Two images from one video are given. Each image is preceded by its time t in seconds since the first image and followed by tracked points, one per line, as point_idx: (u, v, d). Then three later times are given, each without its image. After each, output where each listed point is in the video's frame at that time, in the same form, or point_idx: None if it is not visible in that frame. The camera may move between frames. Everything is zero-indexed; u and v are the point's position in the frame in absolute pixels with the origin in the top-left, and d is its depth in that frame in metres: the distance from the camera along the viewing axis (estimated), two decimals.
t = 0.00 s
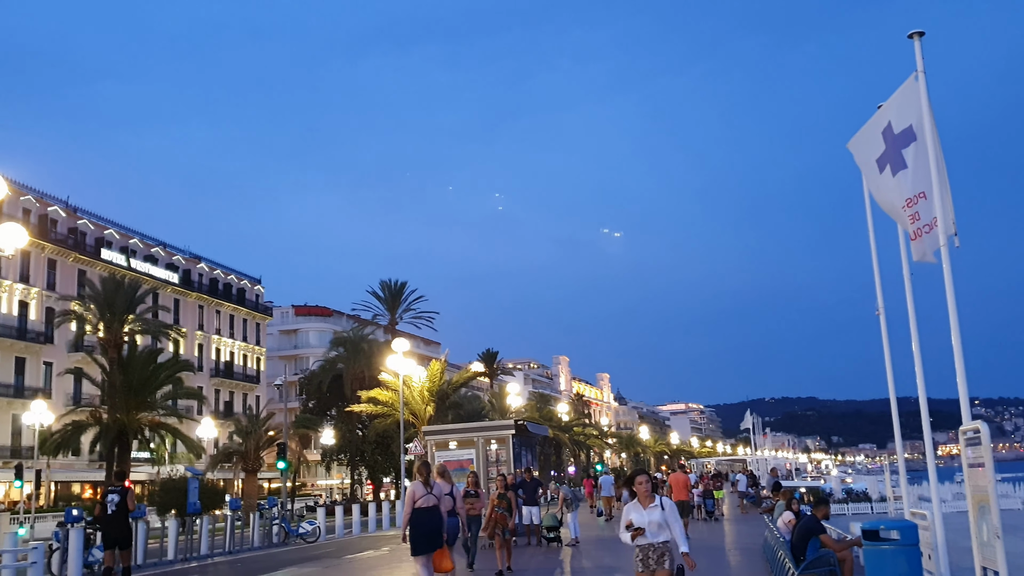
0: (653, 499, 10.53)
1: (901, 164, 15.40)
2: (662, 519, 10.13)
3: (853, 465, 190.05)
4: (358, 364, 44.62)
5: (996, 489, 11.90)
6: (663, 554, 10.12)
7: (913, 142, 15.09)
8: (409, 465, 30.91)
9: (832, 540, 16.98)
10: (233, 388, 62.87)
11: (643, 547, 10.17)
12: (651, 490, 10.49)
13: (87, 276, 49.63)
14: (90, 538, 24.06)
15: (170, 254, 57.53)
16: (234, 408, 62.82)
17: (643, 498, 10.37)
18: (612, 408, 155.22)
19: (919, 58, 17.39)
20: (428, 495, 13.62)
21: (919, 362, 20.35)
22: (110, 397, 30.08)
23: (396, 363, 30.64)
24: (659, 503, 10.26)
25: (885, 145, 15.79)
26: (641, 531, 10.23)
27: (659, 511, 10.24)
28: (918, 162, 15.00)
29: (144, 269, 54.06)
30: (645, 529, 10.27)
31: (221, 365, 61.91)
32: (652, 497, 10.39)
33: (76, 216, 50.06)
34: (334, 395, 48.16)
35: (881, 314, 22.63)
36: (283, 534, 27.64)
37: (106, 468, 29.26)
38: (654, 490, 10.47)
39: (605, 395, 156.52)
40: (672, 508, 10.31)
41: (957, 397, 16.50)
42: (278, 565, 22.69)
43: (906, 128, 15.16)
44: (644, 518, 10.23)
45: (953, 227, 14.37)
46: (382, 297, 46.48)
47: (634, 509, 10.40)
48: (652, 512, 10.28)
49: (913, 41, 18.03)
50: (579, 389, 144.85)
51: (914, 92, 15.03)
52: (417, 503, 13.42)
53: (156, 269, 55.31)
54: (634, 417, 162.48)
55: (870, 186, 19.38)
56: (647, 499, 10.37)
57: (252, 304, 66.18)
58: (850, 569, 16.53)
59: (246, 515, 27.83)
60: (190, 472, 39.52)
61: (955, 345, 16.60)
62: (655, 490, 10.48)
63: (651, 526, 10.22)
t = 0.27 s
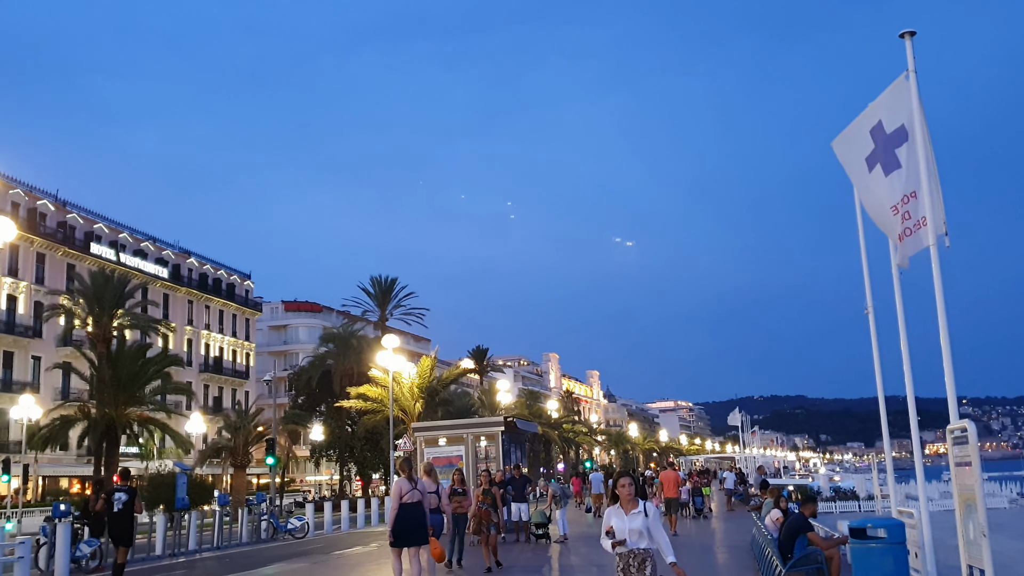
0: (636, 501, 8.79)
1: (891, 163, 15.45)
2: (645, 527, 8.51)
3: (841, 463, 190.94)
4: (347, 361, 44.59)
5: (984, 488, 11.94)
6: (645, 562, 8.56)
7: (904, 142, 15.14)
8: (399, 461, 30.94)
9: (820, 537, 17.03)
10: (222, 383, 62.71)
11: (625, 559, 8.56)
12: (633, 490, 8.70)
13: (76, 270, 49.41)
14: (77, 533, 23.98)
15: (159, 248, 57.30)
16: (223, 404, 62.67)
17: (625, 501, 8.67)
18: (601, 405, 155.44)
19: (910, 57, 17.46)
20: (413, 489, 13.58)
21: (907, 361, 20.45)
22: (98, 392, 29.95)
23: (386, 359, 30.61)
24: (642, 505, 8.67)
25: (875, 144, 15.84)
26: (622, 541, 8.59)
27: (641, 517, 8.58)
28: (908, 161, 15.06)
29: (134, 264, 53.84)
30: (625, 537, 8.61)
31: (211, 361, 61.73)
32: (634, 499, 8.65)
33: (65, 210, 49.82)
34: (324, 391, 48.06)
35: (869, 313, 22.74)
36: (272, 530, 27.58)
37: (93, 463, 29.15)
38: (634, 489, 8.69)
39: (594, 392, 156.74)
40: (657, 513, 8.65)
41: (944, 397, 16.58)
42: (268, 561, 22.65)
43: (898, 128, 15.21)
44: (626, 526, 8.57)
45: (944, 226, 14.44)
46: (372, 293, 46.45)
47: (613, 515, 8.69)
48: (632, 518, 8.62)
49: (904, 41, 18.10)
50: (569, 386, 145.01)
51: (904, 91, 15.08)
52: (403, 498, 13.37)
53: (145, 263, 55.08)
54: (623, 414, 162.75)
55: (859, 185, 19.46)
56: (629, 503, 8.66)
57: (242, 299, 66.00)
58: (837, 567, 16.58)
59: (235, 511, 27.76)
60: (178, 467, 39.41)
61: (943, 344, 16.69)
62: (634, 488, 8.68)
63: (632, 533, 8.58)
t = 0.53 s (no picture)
0: (620, 499, 8.63)
1: (884, 160, 15.50)
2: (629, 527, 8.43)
3: (832, 460, 191.55)
4: (339, 356, 44.59)
5: (974, 485, 12.04)
6: (631, 563, 8.47)
7: (896, 138, 15.19)
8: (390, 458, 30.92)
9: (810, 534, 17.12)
10: (214, 378, 62.63)
11: (607, 557, 8.53)
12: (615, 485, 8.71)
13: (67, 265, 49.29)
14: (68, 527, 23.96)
15: (151, 244, 57.18)
16: (214, 399, 62.61)
17: (607, 498, 8.66)
18: (593, 401, 155.80)
19: (902, 54, 17.53)
20: (397, 488, 14.41)
21: (898, 358, 20.55)
22: (90, 387, 29.90)
23: (378, 355, 30.59)
24: (626, 504, 8.55)
25: (867, 141, 15.89)
26: (603, 538, 8.57)
27: (623, 515, 8.52)
28: (900, 158, 15.12)
29: (125, 258, 53.74)
30: (607, 535, 8.58)
31: (202, 356, 61.63)
32: (617, 496, 8.62)
33: (56, 205, 49.70)
34: (315, 386, 48.01)
35: (861, 310, 22.83)
36: (263, 525, 27.60)
37: (84, 458, 29.11)
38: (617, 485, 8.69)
39: (586, 389, 157.12)
40: (639, 510, 8.59)
41: (936, 394, 16.68)
42: (260, 556, 22.70)
43: (891, 125, 15.27)
44: (606, 524, 8.57)
45: (935, 222, 14.51)
46: (364, 289, 46.45)
47: (597, 512, 8.71)
48: (615, 515, 8.60)
49: (897, 38, 18.17)
50: (560, 382, 145.16)
51: (896, 88, 15.12)
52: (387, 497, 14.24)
53: (137, 258, 54.98)
54: (615, 410, 163.13)
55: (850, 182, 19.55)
56: (611, 499, 8.64)
57: (233, 295, 65.92)
58: (828, 563, 16.69)
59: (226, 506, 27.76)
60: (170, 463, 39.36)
61: (934, 341, 16.79)
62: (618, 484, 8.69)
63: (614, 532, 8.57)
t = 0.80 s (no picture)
0: (603, 491, 8.63)
1: (882, 155, 15.58)
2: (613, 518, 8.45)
3: (826, 453, 192.15)
4: (335, 350, 44.67)
5: (967, 477, 12.14)
6: (614, 557, 8.46)
7: (892, 132, 15.26)
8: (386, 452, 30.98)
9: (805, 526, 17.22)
10: (209, 373, 62.63)
11: (588, 552, 8.47)
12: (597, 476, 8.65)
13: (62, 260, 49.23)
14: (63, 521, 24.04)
15: (146, 238, 57.10)
16: (209, 393, 62.62)
17: (588, 491, 8.58)
18: (588, 395, 156.00)
19: (897, 49, 17.60)
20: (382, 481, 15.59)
21: (892, 351, 20.65)
22: (85, 381, 29.93)
23: (374, 349, 30.65)
24: (609, 497, 8.57)
25: (865, 135, 15.99)
26: (585, 532, 8.47)
27: (606, 506, 8.52)
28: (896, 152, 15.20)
29: (120, 253, 53.67)
30: (590, 529, 8.49)
31: (197, 350, 61.62)
32: (600, 488, 8.59)
33: (50, 199, 49.61)
34: (311, 380, 48.04)
35: (855, 303, 22.94)
36: (259, 519, 27.68)
37: (81, 453, 29.17)
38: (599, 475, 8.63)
39: (581, 383, 157.36)
40: (623, 503, 8.56)
41: (929, 387, 16.80)
42: (256, 550, 22.78)
43: (887, 119, 15.37)
44: (588, 517, 8.50)
45: (929, 216, 14.59)
46: (359, 283, 46.48)
47: (576, 505, 8.64)
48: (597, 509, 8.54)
49: (891, 32, 18.25)
50: (556, 376, 145.33)
51: (891, 82, 15.20)
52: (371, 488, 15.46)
53: (132, 253, 54.91)
54: (610, 403, 163.39)
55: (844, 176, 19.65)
56: (593, 493, 8.56)
57: (228, 289, 65.88)
58: (822, 556, 16.81)
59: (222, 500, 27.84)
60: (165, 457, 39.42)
61: (927, 334, 16.90)
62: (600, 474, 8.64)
63: (596, 525, 8.49)
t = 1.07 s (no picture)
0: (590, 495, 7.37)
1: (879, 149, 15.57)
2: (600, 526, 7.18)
3: (820, 446, 192.50)
4: (329, 347, 44.59)
5: (962, 471, 12.14)
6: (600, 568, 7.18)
7: (887, 127, 15.23)
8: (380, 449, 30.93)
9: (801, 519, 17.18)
10: (203, 369, 62.46)
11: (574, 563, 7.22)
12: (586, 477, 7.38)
13: (54, 257, 48.99)
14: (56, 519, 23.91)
15: (138, 234, 56.86)
16: (203, 390, 62.45)
17: (575, 494, 7.34)
18: (583, 389, 156.05)
19: (890, 43, 17.56)
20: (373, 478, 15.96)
21: (886, 345, 20.66)
22: (78, 378, 29.77)
23: (369, 345, 30.55)
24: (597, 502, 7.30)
25: (862, 130, 15.96)
26: (572, 542, 7.22)
27: (594, 513, 7.24)
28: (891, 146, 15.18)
29: (113, 249, 53.44)
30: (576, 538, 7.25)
31: (191, 347, 61.43)
32: (590, 491, 7.32)
33: (42, 196, 49.35)
34: (305, 377, 47.91)
35: (850, 298, 22.94)
36: (254, 516, 27.61)
37: (74, 450, 29.04)
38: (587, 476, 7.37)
39: (576, 378, 157.42)
40: (613, 509, 7.30)
41: (924, 381, 16.81)
42: (251, 547, 22.70)
43: (882, 113, 15.34)
44: (575, 525, 7.25)
45: (923, 212, 14.56)
46: (353, 279, 46.37)
47: (562, 510, 7.35)
48: (586, 515, 7.27)
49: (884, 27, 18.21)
50: (551, 371, 145.33)
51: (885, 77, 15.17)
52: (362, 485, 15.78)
53: (124, 249, 54.68)
54: (605, 398, 163.56)
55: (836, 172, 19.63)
56: (581, 497, 7.32)
57: (222, 285, 65.66)
58: (817, 549, 16.77)
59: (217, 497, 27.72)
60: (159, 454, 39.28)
61: (922, 329, 16.89)
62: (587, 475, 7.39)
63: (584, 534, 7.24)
